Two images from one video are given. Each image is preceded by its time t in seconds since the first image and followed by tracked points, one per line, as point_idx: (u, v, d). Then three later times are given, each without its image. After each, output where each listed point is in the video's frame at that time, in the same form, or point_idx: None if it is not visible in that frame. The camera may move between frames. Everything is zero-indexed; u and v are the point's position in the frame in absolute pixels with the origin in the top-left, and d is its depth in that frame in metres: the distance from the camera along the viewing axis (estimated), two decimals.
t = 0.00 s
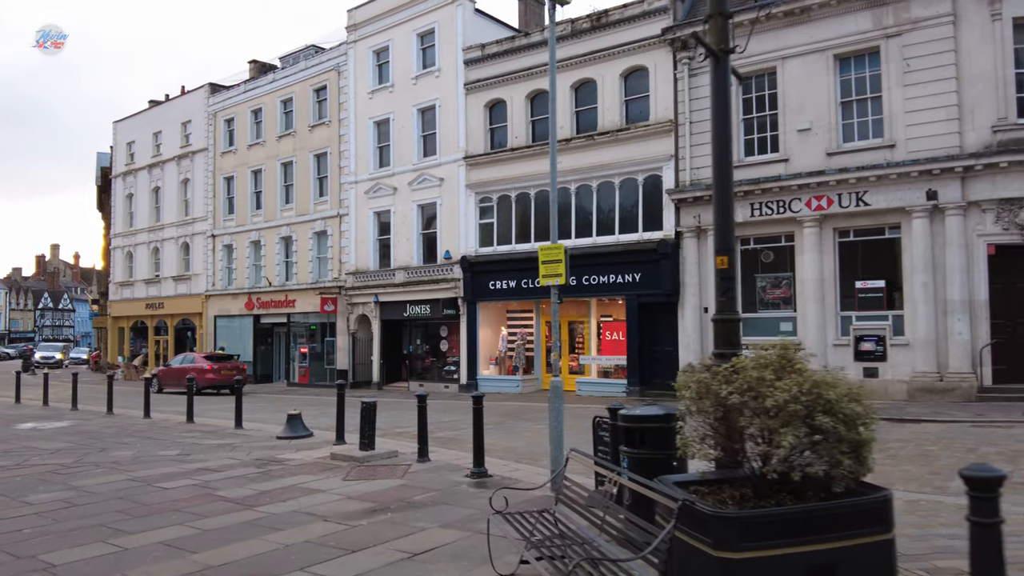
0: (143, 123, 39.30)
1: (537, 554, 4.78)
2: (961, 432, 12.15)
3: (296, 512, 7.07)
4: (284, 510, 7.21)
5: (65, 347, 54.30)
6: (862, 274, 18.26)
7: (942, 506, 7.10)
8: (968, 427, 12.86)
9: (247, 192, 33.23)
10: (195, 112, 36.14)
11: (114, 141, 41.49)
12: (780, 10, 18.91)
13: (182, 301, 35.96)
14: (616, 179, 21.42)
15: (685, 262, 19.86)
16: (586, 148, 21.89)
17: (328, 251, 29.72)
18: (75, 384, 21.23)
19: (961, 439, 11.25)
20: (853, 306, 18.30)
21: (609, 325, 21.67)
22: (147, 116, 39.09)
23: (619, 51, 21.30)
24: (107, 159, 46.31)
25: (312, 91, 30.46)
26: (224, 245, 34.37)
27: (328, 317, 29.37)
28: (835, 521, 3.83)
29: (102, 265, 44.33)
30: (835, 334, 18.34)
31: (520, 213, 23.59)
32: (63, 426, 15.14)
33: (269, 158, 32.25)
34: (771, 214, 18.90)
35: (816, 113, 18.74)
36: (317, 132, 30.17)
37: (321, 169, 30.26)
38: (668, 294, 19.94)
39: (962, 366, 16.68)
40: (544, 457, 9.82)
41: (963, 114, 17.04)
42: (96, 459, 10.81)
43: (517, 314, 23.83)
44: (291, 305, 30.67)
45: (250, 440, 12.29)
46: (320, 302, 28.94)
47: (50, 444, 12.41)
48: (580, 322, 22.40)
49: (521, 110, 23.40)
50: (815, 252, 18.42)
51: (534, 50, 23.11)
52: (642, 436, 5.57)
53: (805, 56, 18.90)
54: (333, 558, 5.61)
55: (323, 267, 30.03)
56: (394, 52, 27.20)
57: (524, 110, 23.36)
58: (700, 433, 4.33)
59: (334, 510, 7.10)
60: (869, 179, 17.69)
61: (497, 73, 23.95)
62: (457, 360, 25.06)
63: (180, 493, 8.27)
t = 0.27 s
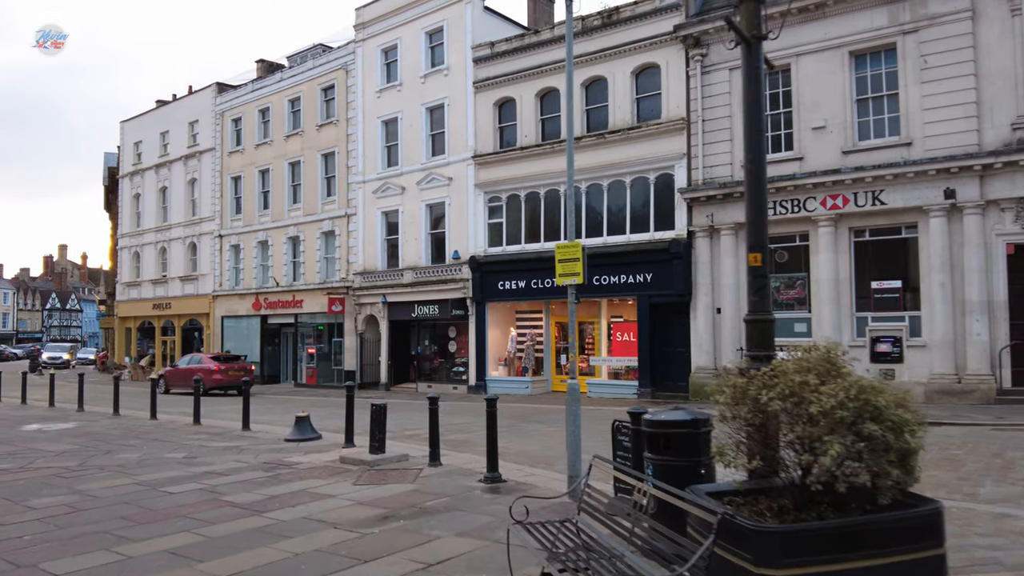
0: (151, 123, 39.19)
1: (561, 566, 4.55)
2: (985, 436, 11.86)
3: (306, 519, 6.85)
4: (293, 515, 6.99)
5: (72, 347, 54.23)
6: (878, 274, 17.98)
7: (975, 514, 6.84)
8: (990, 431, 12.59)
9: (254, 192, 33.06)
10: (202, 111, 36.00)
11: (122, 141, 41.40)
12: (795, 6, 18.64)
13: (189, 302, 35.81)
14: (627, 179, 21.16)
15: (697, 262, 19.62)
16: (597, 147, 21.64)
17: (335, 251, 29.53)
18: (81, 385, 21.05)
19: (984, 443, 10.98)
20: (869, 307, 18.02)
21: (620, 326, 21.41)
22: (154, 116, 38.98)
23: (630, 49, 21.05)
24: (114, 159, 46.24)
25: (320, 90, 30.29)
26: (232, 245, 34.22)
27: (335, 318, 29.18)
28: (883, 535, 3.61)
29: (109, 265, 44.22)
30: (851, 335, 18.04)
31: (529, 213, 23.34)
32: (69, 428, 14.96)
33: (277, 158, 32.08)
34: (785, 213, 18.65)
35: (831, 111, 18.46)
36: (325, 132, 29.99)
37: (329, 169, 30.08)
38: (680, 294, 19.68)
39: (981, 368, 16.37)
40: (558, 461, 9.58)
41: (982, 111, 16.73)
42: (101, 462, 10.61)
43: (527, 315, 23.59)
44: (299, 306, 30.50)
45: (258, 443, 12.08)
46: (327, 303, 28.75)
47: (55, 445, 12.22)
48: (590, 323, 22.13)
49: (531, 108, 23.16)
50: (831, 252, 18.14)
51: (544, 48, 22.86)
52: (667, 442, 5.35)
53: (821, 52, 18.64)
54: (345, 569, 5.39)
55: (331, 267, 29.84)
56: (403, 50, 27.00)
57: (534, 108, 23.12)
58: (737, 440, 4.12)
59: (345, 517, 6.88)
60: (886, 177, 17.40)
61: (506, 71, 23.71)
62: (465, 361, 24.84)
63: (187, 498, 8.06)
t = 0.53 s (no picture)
0: (154, 123, 39.06)
1: None
2: (1001, 440, 11.62)
3: (310, 529, 6.64)
4: (297, 525, 6.78)
5: (76, 347, 54.18)
6: (889, 276, 17.73)
7: (1001, 524, 6.61)
8: (1006, 435, 12.37)
9: (258, 192, 32.90)
10: (206, 112, 35.85)
11: (125, 141, 41.28)
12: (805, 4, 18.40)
13: (193, 303, 35.67)
14: (634, 179, 20.95)
15: (706, 263, 19.41)
16: (604, 147, 21.41)
17: (339, 252, 29.36)
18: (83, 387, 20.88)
19: (1003, 448, 10.75)
20: (880, 309, 17.77)
21: (627, 328, 21.20)
22: (158, 116, 38.84)
23: (637, 48, 20.85)
24: (117, 160, 46.14)
25: (324, 90, 30.12)
26: (235, 246, 34.06)
27: (339, 319, 29.00)
28: (922, 555, 3.39)
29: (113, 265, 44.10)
30: (861, 337, 17.79)
31: (535, 213, 23.11)
32: (70, 430, 14.79)
33: (281, 158, 31.91)
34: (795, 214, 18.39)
35: (841, 110, 18.23)
36: (328, 132, 29.82)
37: (333, 169, 29.90)
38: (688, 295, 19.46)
39: (994, 371, 16.12)
40: (568, 467, 9.37)
41: (995, 110, 16.49)
42: (102, 466, 10.42)
43: (533, 316, 23.38)
44: (302, 307, 30.34)
45: (261, 447, 11.88)
46: (331, 304, 28.59)
47: (55, 449, 12.05)
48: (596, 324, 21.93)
49: (537, 108, 22.96)
50: (841, 253, 17.93)
51: (550, 47, 22.65)
52: (684, 450, 5.15)
53: (831, 51, 18.41)
54: None
55: (335, 268, 29.67)
56: (407, 50, 26.81)
57: (539, 108, 22.92)
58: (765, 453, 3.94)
59: (351, 526, 6.67)
60: (897, 177, 17.17)
61: (512, 71, 23.51)
62: (470, 363, 24.64)
63: (188, 505, 7.86)
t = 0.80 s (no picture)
0: (156, 123, 38.88)
1: None
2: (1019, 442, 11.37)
3: (315, 533, 6.42)
4: (301, 529, 6.56)
5: (78, 348, 54.03)
6: (900, 274, 17.47)
7: None
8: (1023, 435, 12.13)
9: (261, 192, 32.69)
10: (208, 111, 35.66)
11: (127, 141, 41.11)
12: None
13: (195, 303, 35.48)
14: (641, 177, 20.72)
15: (713, 262, 19.18)
16: (610, 145, 21.18)
17: (342, 252, 29.15)
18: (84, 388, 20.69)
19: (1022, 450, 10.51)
20: (891, 308, 17.53)
21: (633, 328, 20.99)
22: (160, 116, 38.67)
23: (644, 44, 20.64)
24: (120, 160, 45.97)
25: (327, 89, 29.92)
26: (238, 246, 33.86)
27: (342, 319, 28.80)
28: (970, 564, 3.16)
29: (115, 266, 43.95)
30: (872, 336, 17.56)
31: (540, 212, 22.86)
32: (71, 432, 14.59)
33: (284, 158, 31.72)
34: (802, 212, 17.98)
35: (851, 106, 18.00)
36: (331, 131, 29.62)
37: (336, 168, 29.70)
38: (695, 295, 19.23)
39: (1007, 370, 15.86)
40: (578, 469, 9.14)
41: (1007, 106, 16.25)
42: (102, 468, 10.21)
43: (538, 316, 23.15)
44: (305, 308, 30.13)
45: (264, 448, 11.66)
46: (334, 304, 28.38)
47: (54, 450, 11.83)
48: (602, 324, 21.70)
49: (542, 105, 22.73)
50: (851, 251, 17.73)
51: (556, 44, 22.43)
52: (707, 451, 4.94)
53: (841, 47, 18.18)
54: None
55: (338, 268, 29.46)
56: (411, 48, 26.61)
57: (544, 106, 22.69)
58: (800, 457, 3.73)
59: (357, 530, 6.45)
60: (908, 174, 16.94)
61: (516, 68, 23.29)
62: (475, 363, 24.41)
63: (189, 508, 7.65)
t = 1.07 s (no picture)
0: (159, 123, 38.71)
1: None
2: None
3: (318, 545, 6.17)
4: (304, 540, 6.32)
5: (82, 350, 53.87)
6: (913, 275, 17.19)
7: None
8: None
9: (264, 192, 32.49)
10: (211, 111, 35.47)
11: (130, 141, 40.95)
12: None
13: (198, 304, 35.29)
14: (648, 176, 20.47)
15: (722, 263, 18.94)
16: (617, 144, 20.92)
17: (346, 252, 28.94)
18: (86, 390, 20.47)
19: None
20: (903, 309, 17.25)
21: (640, 329, 20.72)
22: (163, 116, 38.50)
23: (652, 42, 20.40)
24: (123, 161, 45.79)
25: (330, 89, 29.69)
26: (241, 247, 33.65)
27: (346, 320, 28.59)
28: None
29: (118, 267, 43.77)
30: (884, 337, 17.29)
31: (546, 212, 22.59)
32: (71, 435, 14.35)
33: (287, 158, 31.50)
34: (814, 211, 17.78)
35: (862, 104, 17.75)
36: (335, 131, 29.40)
37: (340, 168, 29.49)
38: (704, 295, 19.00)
39: None
40: (588, 476, 8.87)
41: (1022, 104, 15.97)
42: (101, 474, 9.97)
43: (543, 317, 22.90)
44: (309, 309, 29.90)
45: (267, 453, 11.41)
46: (338, 305, 28.17)
47: (54, 455, 11.61)
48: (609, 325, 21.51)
49: (548, 104, 22.47)
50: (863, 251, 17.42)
51: (562, 42, 22.17)
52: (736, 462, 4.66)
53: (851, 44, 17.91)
54: None
55: (341, 268, 29.25)
56: (415, 47, 26.37)
57: (550, 104, 22.42)
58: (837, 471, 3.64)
59: (363, 542, 6.20)
60: (921, 172, 16.66)
61: (522, 67, 23.03)
62: (480, 365, 24.17)
63: (189, 517, 7.40)
